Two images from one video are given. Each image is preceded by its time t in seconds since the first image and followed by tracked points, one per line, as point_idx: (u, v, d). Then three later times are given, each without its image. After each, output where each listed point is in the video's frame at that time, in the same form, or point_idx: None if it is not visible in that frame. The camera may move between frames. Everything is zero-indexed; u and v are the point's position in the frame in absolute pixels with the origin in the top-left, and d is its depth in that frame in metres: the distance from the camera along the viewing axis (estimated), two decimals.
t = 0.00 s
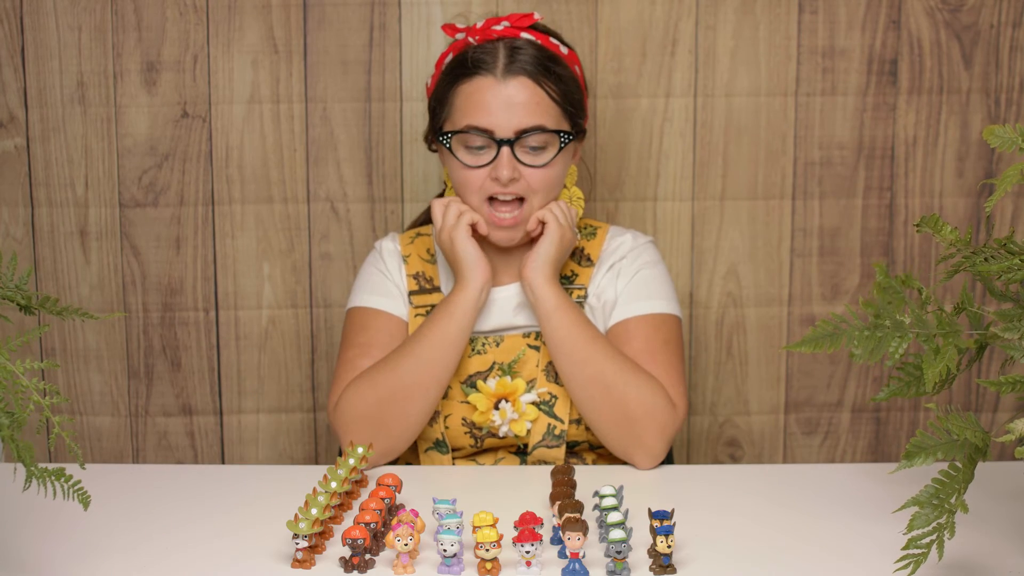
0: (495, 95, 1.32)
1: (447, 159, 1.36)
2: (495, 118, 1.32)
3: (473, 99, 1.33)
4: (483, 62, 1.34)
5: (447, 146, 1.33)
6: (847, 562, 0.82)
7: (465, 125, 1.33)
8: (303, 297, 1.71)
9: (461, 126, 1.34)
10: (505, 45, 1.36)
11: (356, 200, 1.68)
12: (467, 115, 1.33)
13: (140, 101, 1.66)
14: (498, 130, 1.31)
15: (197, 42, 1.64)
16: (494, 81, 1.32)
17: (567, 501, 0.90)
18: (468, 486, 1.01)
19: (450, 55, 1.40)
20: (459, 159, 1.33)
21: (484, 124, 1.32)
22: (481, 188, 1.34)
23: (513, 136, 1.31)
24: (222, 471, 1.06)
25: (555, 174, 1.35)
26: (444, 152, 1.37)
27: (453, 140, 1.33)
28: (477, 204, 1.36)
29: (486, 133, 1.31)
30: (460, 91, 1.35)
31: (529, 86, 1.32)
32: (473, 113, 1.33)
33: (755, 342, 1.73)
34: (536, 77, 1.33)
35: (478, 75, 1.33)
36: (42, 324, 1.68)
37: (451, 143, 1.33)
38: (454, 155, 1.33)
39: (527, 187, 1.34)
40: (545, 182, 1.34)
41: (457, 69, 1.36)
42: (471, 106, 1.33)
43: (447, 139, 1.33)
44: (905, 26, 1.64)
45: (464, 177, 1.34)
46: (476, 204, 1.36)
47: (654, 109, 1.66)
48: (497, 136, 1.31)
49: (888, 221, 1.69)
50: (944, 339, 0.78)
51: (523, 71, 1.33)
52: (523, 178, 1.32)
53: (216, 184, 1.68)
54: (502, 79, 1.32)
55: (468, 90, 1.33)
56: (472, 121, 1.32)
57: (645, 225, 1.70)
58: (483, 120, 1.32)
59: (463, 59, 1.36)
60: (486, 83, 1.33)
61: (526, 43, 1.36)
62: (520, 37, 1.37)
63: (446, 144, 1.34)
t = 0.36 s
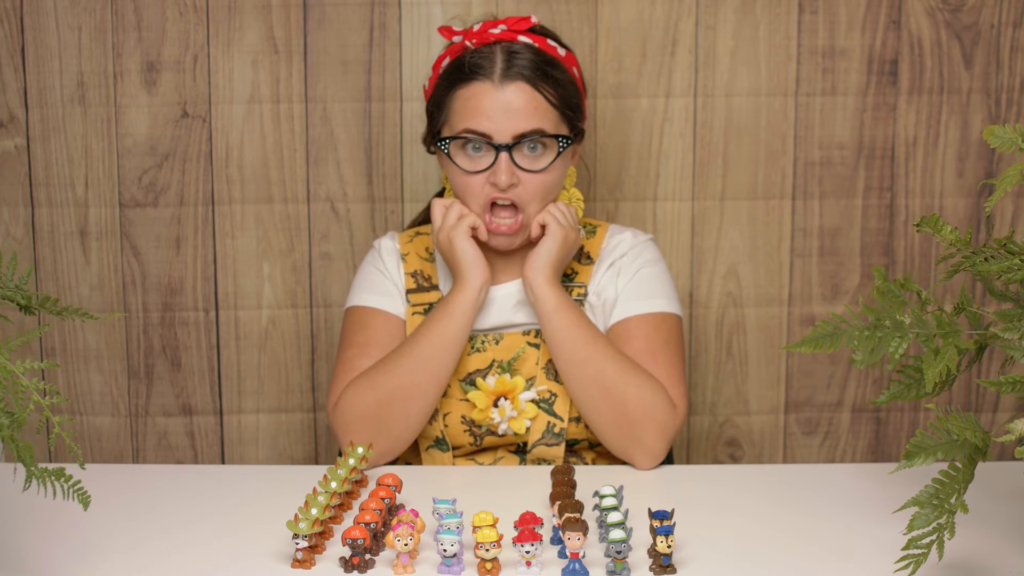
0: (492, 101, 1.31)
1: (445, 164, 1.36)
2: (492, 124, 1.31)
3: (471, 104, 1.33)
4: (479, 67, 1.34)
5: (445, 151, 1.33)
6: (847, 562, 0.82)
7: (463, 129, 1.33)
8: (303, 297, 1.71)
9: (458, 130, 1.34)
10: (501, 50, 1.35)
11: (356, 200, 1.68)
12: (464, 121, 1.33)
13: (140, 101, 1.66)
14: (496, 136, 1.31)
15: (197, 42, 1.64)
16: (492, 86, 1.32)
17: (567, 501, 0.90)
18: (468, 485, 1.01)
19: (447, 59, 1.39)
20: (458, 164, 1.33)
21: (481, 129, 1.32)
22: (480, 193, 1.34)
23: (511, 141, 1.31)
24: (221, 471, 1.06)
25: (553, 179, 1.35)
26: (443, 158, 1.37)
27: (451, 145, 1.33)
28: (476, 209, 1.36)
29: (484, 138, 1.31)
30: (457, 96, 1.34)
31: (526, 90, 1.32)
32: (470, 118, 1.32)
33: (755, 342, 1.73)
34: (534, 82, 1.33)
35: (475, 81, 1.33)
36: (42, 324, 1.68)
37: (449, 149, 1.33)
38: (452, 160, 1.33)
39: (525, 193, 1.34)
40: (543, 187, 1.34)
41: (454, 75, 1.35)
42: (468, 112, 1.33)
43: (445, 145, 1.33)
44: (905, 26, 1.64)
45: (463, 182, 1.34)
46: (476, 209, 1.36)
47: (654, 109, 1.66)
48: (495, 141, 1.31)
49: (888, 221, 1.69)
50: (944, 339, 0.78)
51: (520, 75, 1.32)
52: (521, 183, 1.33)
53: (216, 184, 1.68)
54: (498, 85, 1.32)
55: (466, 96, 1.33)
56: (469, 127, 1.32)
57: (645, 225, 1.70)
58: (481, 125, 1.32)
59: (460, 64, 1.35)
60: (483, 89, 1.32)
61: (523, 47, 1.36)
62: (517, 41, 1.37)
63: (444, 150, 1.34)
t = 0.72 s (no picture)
0: (488, 89, 1.32)
1: (440, 155, 1.36)
2: (487, 111, 1.31)
3: (466, 93, 1.33)
4: (474, 57, 1.34)
5: (440, 140, 1.33)
6: (847, 562, 0.82)
7: (457, 118, 1.33)
8: (303, 297, 1.71)
9: (453, 119, 1.34)
10: (497, 40, 1.36)
11: (356, 200, 1.68)
12: (460, 109, 1.33)
13: (140, 101, 1.66)
14: (490, 123, 1.31)
15: (197, 42, 1.64)
16: (487, 74, 1.33)
17: (567, 501, 0.90)
18: (467, 485, 1.01)
19: (444, 51, 1.41)
20: (452, 152, 1.33)
21: (476, 116, 1.32)
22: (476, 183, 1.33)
23: (506, 127, 1.31)
24: (220, 470, 1.06)
25: (550, 168, 1.33)
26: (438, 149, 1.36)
27: (446, 133, 1.32)
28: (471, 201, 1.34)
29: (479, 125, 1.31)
30: (453, 86, 1.35)
31: (521, 78, 1.33)
32: (466, 106, 1.32)
33: (755, 342, 1.73)
34: (529, 69, 1.34)
35: (471, 69, 1.34)
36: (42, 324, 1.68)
37: (444, 138, 1.33)
38: (447, 149, 1.33)
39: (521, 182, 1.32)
40: (539, 176, 1.32)
41: (450, 65, 1.36)
42: (463, 100, 1.33)
43: (439, 133, 1.32)
44: (905, 26, 1.64)
45: (458, 172, 1.33)
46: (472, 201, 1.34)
47: (654, 109, 1.66)
48: (490, 128, 1.31)
49: (888, 221, 1.69)
50: (944, 339, 0.78)
51: (516, 63, 1.33)
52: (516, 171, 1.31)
53: (216, 184, 1.68)
54: (494, 72, 1.33)
55: (461, 84, 1.34)
56: (464, 115, 1.32)
57: (645, 225, 1.70)
58: (475, 113, 1.31)
59: (456, 54, 1.36)
60: (479, 77, 1.33)
61: (519, 37, 1.36)
62: (512, 32, 1.37)
63: (439, 139, 1.33)
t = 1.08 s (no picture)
0: (484, 88, 1.33)
1: (437, 155, 1.35)
2: (484, 109, 1.32)
3: (463, 92, 1.34)
4: (470, 57, 1.35)
5: (436, 138, 1.33)
6: (847, 562, 0.82)
7: (454, 117, 1.34)
8: (303, 297, 1.72)
9: (450, 119, 1.35)
10: (494, 42, 1.36)
11: (356, 199, 1.68)
12: (457, 108, 1.34)
13: (140, 101, 1.66)
14: (487, 120, 1.32)
15: (197, 42, 1.64)
16: (483, 73, 1.34)
17: (567, 501, 0.90)
18: (468, 485, 1.01)
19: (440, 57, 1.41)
20: (448, 150, 1.32)
21: (473, 114, 1.33)
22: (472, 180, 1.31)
23: (502, 124, 1.32)
24: (220, 470, 1.06)
25: (547, 165, 1.33)
26: (435, 149, 1.36)
27: (442, 131, 1.32)
28: (466, 200, 1.32)
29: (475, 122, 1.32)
30: (449, 86, 1.36)
31: (518, 77, 1.34)
32: (463, 105, 1.33)
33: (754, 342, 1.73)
34: (526, 69, 1.34)
35: (468, 69, 1.34)
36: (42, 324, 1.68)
37: (440, 136, 1.32)
38: (443, 147, 1.32)
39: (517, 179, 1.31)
40: (535, 172, 1.32)
41: (447, 66, 1.37)
42: (461, 99, 1.34)
43: (436, 131, 1.32)
44: (905, 26, 1.65)
45: (454, 169, 1.32)
46: (467, 198, 1.31)
47: (654, 109, 1.66)
48: (486, 126, 1.32)
49: (888, 221, 1.70)
50: (943, 338, 0.78)
51: (512, 62, 1.34)
52: (513, 168, 1.31)
53: (216, 184, 1.68)
54: (490, 71, 1.34)
55: (458, 84, 1.34)
56: (461, 113, 1.33)
57: (645, 225, 1.70)
58: (473, 110, 1.33)
59: (452, 55, 1.37)
60: (476, 76, 1.34)
61: (515, 39, 1.37)
62: (509, 35, 1.37)
63: (435, 137, 1.33)
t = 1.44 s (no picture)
0: (485, 118, 1.28)
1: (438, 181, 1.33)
2: (485, 141, 1.28)
3: (463, 120, 1.29)
4: (470, 83, 1.30)
5: (437, 169, 1.30)
6: (847, 562, 0.82)
7: (453, 145, 1.30)
8: (303, 297, 1.72)
9: (449, 146, 1.31)
10: (495, 64, 1.31)
11: (356, 199, 1.68)
12: (457, 135, 1.30)
13: (140, 101, 1.66)
14: (489, 153, 1.28)
15: (197, 42, 1.64)
16: (484, 102, 1.29)
17: (567, 501, 0.90)
18: (468, 485, 1.01)
19: (439, 72, 1.37)
20: (449, 182, 1.30)
21: (473, 145, 1.29)
22: (474, 212, 1.30)
23: (505, 157, 1.28)
24: (219, 469, 1.06)
25: (550, 196, 1.31)
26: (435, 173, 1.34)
27: (443, 163, 1.30)
28: (468, 229, 1.32)
29: (476, 154, 1.29)
30: (448, 111, 1.31)
31: (520, 106, 1.29)
32: (462, 134, 1.29)
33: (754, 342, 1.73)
34: (529, 96, 1.29)
35: (468, 95, 1.30)
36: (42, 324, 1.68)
37: (441, 167, 1.30)
38: (444, 178, 1.30)
39: (519, 210, 1.30)
40: (537, 204, 1.30)
41: (445, 89, 1.32)
42: (460, 127, 1.30)
43: (437, 162, 1.30)
44: (905, 26, 1.64)
45: (455, 201, 1.30)
46: (469, 227, 1.31)
47: (654, 109, 1.66)
48: (488, 158, 1.29)
49: (888, 221, 1.70)
50: (944, 338, 0.78)
51: (514, 91, 1.29)
52: (515, 201, 1.29)
53: (216, 184, 1.68)
54: (491, 101, 1.29)
55: (457, 111, 1.30)
56: (461, 142, 1.29)
57: (645, 225, 1.70)
58: (474, 142, 1.29)
59: (451, 77, 1.32)
60: (476, 105, 1.29)
61: (517, 61, 1.31)
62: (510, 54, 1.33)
63: (436, 167, 1.31)
